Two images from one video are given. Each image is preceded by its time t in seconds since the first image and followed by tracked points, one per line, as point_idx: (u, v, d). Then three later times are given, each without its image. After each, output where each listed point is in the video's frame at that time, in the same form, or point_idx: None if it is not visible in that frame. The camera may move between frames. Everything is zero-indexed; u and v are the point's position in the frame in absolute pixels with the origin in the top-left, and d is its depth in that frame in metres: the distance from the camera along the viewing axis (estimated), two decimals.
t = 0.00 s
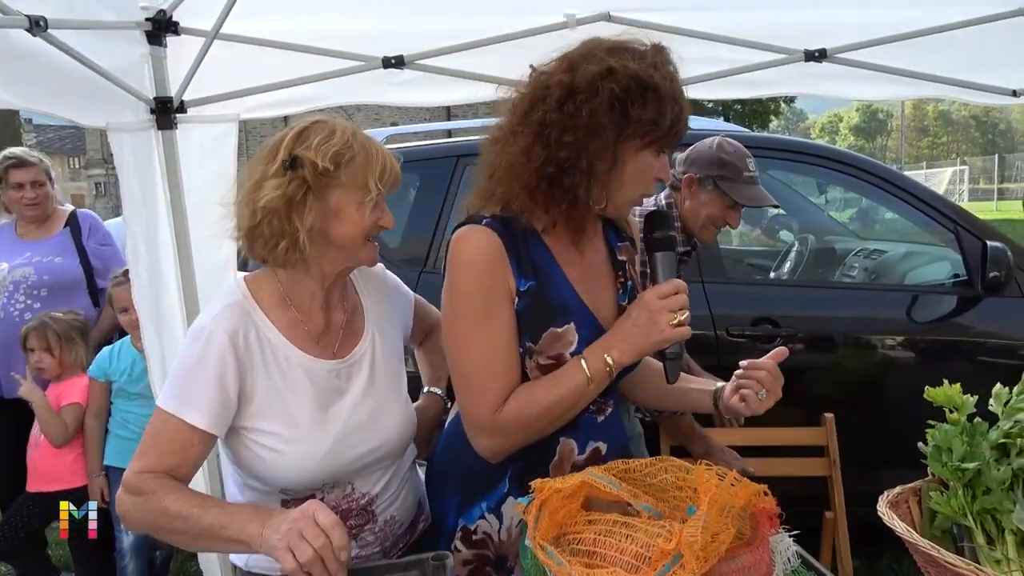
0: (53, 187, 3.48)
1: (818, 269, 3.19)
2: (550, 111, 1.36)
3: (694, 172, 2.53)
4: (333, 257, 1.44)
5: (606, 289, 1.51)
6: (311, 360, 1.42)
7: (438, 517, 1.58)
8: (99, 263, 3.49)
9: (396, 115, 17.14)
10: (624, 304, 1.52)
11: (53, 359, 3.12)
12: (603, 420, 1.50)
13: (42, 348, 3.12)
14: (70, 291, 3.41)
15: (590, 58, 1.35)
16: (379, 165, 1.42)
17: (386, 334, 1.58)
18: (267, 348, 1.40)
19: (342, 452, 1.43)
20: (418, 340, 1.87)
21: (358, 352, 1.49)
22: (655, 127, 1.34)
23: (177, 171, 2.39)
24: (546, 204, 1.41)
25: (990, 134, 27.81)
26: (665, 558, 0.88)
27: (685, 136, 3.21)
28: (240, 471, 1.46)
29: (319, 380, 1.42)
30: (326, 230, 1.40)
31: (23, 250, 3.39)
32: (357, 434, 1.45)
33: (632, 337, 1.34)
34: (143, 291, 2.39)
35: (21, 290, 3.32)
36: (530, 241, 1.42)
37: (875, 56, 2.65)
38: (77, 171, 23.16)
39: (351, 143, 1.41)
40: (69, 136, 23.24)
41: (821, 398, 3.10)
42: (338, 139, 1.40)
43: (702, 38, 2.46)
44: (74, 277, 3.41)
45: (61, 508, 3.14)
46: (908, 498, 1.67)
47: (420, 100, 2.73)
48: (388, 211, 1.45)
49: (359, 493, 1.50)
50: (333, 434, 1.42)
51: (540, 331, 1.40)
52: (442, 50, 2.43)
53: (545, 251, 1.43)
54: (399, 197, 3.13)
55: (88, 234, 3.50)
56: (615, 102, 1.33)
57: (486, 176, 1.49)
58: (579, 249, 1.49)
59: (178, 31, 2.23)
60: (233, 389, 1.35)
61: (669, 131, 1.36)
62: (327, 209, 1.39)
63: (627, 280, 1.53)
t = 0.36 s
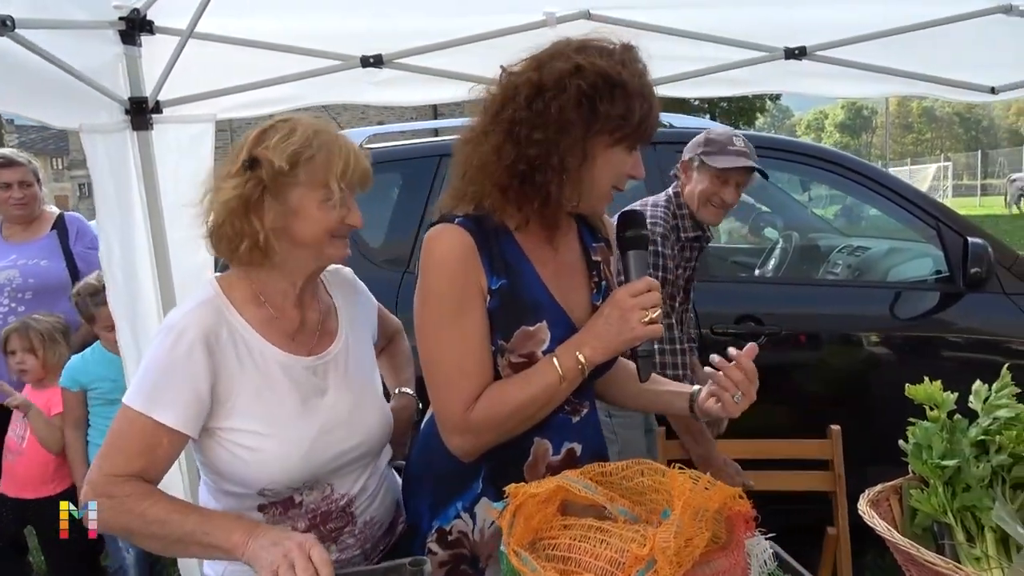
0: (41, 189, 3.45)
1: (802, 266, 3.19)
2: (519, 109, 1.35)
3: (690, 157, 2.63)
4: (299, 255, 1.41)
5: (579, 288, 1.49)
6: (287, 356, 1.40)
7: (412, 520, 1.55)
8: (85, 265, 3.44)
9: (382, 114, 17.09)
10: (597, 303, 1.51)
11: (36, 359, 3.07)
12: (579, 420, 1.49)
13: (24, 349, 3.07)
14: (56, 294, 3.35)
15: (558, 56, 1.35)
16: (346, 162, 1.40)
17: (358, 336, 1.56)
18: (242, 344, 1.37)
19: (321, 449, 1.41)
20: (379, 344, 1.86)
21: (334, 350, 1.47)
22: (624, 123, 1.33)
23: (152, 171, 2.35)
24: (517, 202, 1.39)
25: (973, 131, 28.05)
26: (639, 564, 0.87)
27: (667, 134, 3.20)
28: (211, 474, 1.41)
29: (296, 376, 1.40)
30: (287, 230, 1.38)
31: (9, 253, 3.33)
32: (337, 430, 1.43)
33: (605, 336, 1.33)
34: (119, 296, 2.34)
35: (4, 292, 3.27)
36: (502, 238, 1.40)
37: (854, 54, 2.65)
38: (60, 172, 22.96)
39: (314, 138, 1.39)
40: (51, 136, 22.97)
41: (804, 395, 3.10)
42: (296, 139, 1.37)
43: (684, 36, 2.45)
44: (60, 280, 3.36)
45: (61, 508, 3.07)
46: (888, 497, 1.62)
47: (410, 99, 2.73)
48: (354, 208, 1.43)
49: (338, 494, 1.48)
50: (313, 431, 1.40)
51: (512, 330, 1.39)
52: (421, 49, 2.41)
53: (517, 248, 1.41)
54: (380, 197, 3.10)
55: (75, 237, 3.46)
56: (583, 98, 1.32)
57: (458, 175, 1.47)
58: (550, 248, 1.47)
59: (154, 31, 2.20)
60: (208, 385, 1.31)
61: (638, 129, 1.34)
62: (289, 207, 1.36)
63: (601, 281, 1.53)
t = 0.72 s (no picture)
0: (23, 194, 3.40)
1: (789, 266, 3.20)
2: (492, 108, 1.35)
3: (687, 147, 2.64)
4: (251, 269, 1.40)
5: (560, 285, 1.49)
6: (250, 371, 1.39)
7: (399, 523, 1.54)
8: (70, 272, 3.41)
9: (372, 116, 17.05)
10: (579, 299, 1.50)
11: (26, 368, 3.05)
12: (566, 417, 1.49)
13: (13, 357, 3.01)
14: (38, 302, 3.33)
15: (527, 52, 1.35)
16: (281, 167, 1.34)
17: (336, 337, 1.55)
18: (203, 360, 1.37)
19: (288, 462, 1.40)
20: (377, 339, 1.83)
21: (304, 359, 1.46)
22: (597, 113, 1.33)
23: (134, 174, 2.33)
24: (496, 199, 1.39)
25: (960, 130, 28.24)
26: (617, 567, 0.86)
27: (653, 134, 3.21)
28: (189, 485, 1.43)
29: (259, 390, 1.40)
30: (230, 247, 1.37)
31: None
32: (304, 443, 1.42)
33: (589, 328, 1.34)
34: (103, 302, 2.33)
35: None
36: (482, 238, 1.40)
37: (836, 54, 2.66)
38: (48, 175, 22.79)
39: (238, 150, 1.33)
40: (37, 138, 22.78)
41: (791, 395, 3.10)
42: (215, 155, 1.31)
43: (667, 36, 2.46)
44: (43, 288, 3.33)
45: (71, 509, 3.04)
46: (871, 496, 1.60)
47: (398, 100, 2.75)
48: (303, 210, 1.39)
49: (312, 500, 1.47)
50: (278, 443, 1.39)
51: (496, 328, 1.38)
52: (404, 50, 2.40)
53: (496, 245, 1.41)
54: (366, 199, 3.08)
55: (58, 243, 3.42)
56: (555, 90, 1.32)
57: (436, 178, 1.46)
58: (530, 243, 1.47)
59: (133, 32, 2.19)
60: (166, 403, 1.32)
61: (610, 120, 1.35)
62: (224, 229, 1.34)
63: (583, 276, 1.53)
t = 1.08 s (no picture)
0: None
1: (778, 266, 3.21)
2: (485, 106, 1.34)
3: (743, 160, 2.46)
4: (225, 290, 1.38)
5: (549, 283, 1.49)
6: (231, 386, 1.38)
7: (390, 522, 1.53)
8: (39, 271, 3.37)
9: (364, 115, 17.01)
10: (568, 296, 1.51)
11: (23, 363, 2.94)
12: (556, 414, 1.49)
13: (9, 352, 2.91)
14: (8, 301, 3.31)
15: (513, 50, 1.35)
16: (242, 191, 1.29)
17: (327, 340, 1.54)
18: (184, 374, 1.36)
19: (273, 473, 1.39)
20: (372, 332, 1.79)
21: (288, 370, 1.44)
22: (586, 107, 1.34)
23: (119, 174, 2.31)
24: (490, 198, 1.39)
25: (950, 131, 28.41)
26: (599, 569, 0.87)
27: (644, 135, 3.21)
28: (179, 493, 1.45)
29: (242, 404, 1.38)
30: (203, 272, 1.33)
31: None
32: (289, 454, 1.41)
33: (582, 324, 1.34)
34: (89, 306, 2.36)
35: None
36: (475, 239, 1.39)
37: (824, 55, 2.67)
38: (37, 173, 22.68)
39: (196, 177, 1.28)
40: (27, 138, 22.64)
41: (780, 395, 3.11)
42: (171, 189, 1.27)
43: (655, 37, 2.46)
44: (11, 288, 3.30)
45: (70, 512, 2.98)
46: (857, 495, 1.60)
47: (390, 100, 2.78)
48: (274, 230, 1.34)
49: (301, 504, 1.46)
50: (264, 455, 1.39)
51: (491, 327, 1.37)
52: (391, 52, 2.41)
53: (487, 243, 1.40)
54: (356, 198, 3.08)
55: (28, 241, 3.37)
56: (545, 86, 1.32)
57: (425, 180, 1.45)
58: (521, 240, 1.47)
59: (119, 32, 2.17)
60: (147, 418, 1.33)
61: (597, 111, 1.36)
62: (191, 259, 1.31)
63: (570, 274, 1.53)
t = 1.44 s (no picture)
0: None
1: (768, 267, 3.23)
2: (464, 104, 1.35)
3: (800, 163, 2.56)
4: (219, 300, 1.37)
5: (537, 283, 1.49)
6: (226, 394, 1.37)
7: (379, 519, 1.53)
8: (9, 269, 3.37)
9: (358, 115, 17.00)
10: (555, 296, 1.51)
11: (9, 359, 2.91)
12: (544, 415, 1.50)
13: None
14: None
15: (497, 50, 1.36)
16: (239, 203, 1.28)
17: (322, 343, 1.54)
18: (178, 381, 1.36)
19: (267, 480, 1.39)
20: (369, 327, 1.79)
21: (284, 376, 1.44)
22: (568, 107, 1.34)
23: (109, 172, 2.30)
24: (470, 196, 1.39)
25: (943, 133, 28.55)
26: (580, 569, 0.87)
27: (635, 136, 3.22)
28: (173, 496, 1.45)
29: (237, 411, 1.38)
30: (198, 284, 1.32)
31: None
32: (284, 461, 1.41)
33: (565, 323, 1.34)
34: (77, 306, 2.36)
35: None
36: (456, 235, 1.40)
37: (813, 56, 2.69)
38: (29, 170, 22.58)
39: (190, 189, 1.26)
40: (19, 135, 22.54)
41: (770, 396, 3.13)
42: (166, 200, 1.24)
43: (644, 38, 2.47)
44: None
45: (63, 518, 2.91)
46: (843, 495, 1.61)
47: (381, 99, 2.78)
48: (270, 239, 1.34)
49: (297, 509, 1.46)
50: (258, 462, 1.38)
51: (472, 324, 1.38)
52: (381, 51, 2.42)
53: (469, 240, 1.41)
54: (348, 197, 3.08)
55: None
56: (525, 85, 1.33)
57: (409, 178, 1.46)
58: (506, 240, 1.47)
59: (109, 30, 2.16)
60: (140, 426, 1.32)
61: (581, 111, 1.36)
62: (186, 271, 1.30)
63: (559, 274, 1.54)
